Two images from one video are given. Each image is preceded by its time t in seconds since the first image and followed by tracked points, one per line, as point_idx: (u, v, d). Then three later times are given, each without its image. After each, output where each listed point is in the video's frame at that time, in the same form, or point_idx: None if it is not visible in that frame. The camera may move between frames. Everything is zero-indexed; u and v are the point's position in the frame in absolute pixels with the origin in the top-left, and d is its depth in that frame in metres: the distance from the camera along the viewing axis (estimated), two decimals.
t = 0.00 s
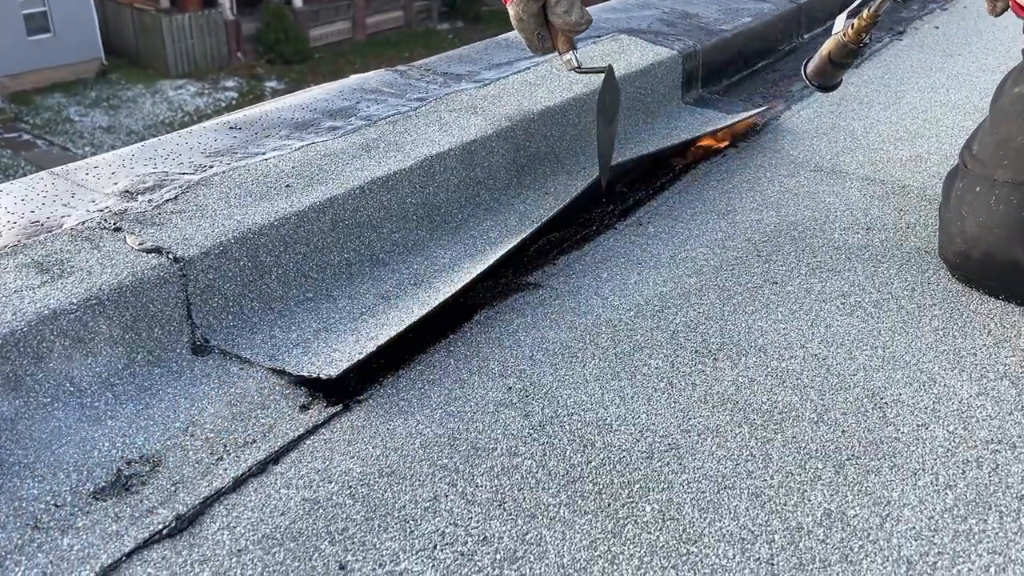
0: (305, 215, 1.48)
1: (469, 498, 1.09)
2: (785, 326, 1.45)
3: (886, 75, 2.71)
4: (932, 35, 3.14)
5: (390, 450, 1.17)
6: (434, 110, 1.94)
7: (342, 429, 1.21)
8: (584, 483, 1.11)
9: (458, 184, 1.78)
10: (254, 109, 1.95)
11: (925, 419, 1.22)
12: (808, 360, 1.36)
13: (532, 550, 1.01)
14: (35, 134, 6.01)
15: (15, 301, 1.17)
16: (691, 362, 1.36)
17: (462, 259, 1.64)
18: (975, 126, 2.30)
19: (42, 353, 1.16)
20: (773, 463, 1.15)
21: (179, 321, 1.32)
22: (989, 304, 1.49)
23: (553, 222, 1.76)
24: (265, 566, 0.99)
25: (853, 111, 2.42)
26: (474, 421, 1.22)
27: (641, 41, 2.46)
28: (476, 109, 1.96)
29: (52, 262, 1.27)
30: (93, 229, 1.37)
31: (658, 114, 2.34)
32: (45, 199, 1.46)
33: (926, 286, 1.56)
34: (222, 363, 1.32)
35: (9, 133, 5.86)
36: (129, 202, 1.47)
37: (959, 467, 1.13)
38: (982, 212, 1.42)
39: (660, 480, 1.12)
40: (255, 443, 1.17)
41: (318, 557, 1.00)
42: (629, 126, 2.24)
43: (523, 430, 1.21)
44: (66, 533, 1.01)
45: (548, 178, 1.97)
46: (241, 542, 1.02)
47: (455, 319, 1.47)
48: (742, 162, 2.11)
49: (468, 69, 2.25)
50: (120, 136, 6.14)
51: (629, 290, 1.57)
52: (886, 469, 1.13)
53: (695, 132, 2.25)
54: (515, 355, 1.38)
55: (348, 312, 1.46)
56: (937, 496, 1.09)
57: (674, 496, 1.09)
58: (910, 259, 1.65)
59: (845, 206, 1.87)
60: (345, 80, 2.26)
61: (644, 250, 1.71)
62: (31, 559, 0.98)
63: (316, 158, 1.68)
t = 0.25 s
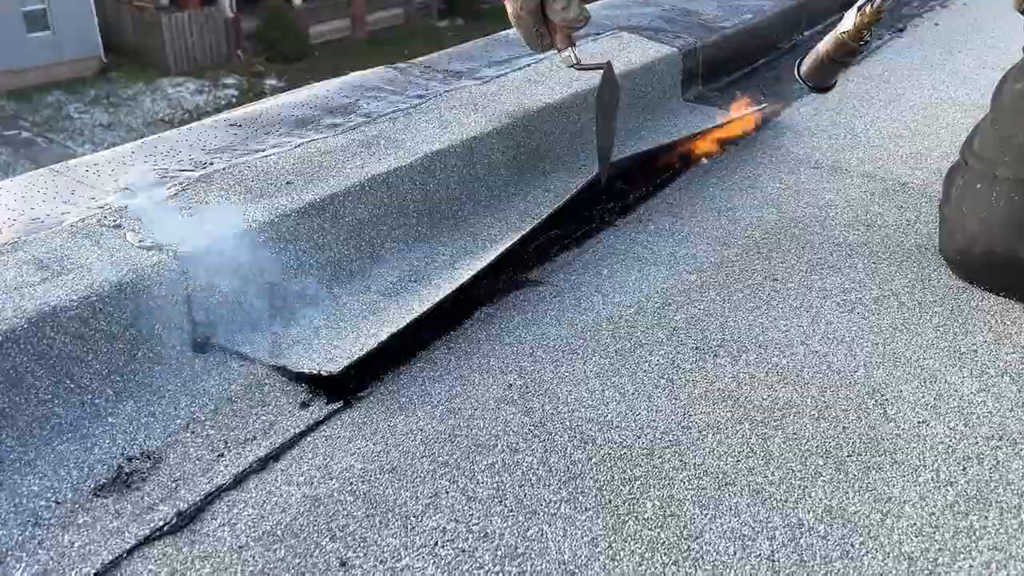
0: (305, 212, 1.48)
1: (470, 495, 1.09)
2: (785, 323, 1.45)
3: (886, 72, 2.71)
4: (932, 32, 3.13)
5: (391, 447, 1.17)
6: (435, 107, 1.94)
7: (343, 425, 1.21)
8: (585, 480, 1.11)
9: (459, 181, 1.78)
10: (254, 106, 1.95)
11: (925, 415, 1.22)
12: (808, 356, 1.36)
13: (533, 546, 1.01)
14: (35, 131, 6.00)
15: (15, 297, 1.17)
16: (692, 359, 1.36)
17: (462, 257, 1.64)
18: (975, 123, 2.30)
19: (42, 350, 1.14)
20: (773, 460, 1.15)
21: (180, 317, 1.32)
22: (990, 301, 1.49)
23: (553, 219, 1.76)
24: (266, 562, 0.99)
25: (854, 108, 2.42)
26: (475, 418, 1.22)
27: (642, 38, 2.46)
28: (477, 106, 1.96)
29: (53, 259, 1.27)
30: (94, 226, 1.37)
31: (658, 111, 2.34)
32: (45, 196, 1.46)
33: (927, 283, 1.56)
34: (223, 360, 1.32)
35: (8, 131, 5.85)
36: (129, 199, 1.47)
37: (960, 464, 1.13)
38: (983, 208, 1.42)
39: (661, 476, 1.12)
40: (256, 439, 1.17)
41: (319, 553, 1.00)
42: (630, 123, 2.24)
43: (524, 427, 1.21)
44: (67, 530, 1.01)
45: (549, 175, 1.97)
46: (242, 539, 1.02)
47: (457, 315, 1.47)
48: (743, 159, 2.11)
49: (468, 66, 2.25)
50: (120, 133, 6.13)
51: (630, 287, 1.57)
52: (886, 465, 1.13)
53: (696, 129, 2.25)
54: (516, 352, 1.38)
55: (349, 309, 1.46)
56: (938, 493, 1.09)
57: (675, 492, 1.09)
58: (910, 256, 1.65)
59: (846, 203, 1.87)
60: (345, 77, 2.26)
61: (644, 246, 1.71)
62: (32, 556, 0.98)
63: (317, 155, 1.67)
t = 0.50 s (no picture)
0: (302, 209, 1.48)
1: (466, 493, 1.08)
2: (783, 320, 1.44)
3: (886, 68, 2.70)
4: (932, 28, 3.12)
5: (387, 444, 1.17)
6: (433, 103, 1.94)
7: (340, 423, 1.21)
8: (582, 477, 1.11)
9: (456, 178, 1.77)
10: (251, 102, 1.94)
11: (924, 413, 1.22)
12: (806, 354, 1.35)
13: (529, 544, 1.01)
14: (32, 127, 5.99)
15: (10, 294, 1.16)
16: (689, 356, 1.35)
17: (459, 254, 1.63)
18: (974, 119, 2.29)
19: (37, 347, 1.14)
20: (771, 458, 1.14)
21: (175, 314, 1.31)
22: (988, 298, 1.49)
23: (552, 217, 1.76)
24: (261, 561, 0.98)
25: (853, 105, 2.41)
26: (472, 416, 1.22)
27: (641, 34, 2.45)
28: (474, 102, 1.95)
29: (47, 256, 1.26)
30: (89, 222, 1.37)
31: (657, 107, 2.33)
32: (41, 192, 1.46)
33: (925, 279, 1.56)
34: (219, 357, 1.31)
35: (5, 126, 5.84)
36: (125, 196, 1.47)
37: (958, 461, 1.13)
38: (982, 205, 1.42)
39: (658, 474, 1.12)
40: (252, 437, 1.17)
41: (314, 551, 1.00)
42: (628, 119, 2.23)
43: (520, 424, 1.20)
44: (61, 528, 1.01)
45: (547, 172, 1.96)
46: (237, 536, 1.01)
47: (454, 311, 1.46)
48: (741, 156, 2.10)
49: (466, 62, 2.24)
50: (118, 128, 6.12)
51: (628, 284, 1.56)
52: (884, 463, 1.13)
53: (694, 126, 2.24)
54: (513, 349, 1.38)
55: (346, 307, 1.45)
56: (935, 490, 1.08)
57: (672, 490, 1.09)
58: (909, 253, 1.65)
59: (844, 200, 1.87)
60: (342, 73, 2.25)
61: (642, 243, 1.71)
62: (26, 554, 0.97)
63: (314, 151, 1.67)
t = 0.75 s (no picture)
0: (302, 206, 1.47)
1: (466, 489, 1.08)
2: (783, 317, 1.44)
3: (885, 65, 2.70)
4: (931, 26, 3.12)
5: (387, 441, 1.17)
6: (433, 101, 1.93)
7: (340, 419, 1.21)
8: (582, 474, 1.11)
9: (456, 175, 1.77)
10: (251, 100, 1.94)
11: (923, 409, 1.22)
12: (806, 350, 1.35)
13: (529, 540, 1.01)
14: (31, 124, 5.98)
15: (10, 291, 1.16)
16: (690, 353, 1.35)
17: (460, 251, 1.63)
18: (974, 117, 2.29)
19: (37, 344, 1.14)
20: (771, 454, 1.14)
21: (175, 312, 1.31)
22: (988, 295, 1.49)
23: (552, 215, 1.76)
24: (262, 557, 0.98)
25: (853, 102, 2.41)
26: (472, 413, 1.22)
27: (641, 32, 2.45)
28: (474, 99, 1.95)
29: (48, 253, 1.26)
30: (89, 220, 1.36)
31: (658, 104, 2.33)
32: (40, 189, 1.46)
33: (925, 276, 1.56)
34: (219, 354, 1.31)
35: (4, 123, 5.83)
36: (125, 193, 1.47)
37: (958, 458, 1.13)
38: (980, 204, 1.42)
39: (658, 470, 1.12)
40: (252, 434, 1.17)
41: (315, 548, 1.00)
42: (629, 117, 2.23)
43: (521, 421, 1.20)
44: (62, 525, 1.01)
45: (547, 169, 1.96)
46: (238, 533, 1.01)
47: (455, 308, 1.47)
48: (741, 153, 2.10)
49: (466, 59, 2.24)
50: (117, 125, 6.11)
51: (628, 281, 1.56)
52: (884, 459, 1.13)
53: (694, 124, 2.24)
54: (514, 346, 1.38)
55: (346, 304, 1.45)
56: (936, 487, 1.09)
57: (672, 486, 1.09)
58: (909, 250, 1.65)
59: (844, 197, 1.87)
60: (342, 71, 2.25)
61: (643, 240, 1.71)
62: (27, 551, 0.98)
63: (314, 149, 1.67)
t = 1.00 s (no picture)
0: (301, 204, 1.48)
1: (465, 487, 1.09)
2: (782, 315, 1.44)
3: (884, 63, 2.70)
4: (931, 23, 3.12)
5: (386, 439, 1.17)
6: (432, 98, 1.94)
7: (340, 417, 1.21)
8: (580, 472, 1.11)
9: (455, 173, 1.77)
10: (251, 98, 1.94)
11: (921, 407, 1.22)
12: (804, 348, 1.36)
13: (528, 538, 1.01)
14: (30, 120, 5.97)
15: (9, 289, 1.16)
16: (688, 350, 1.36)
17: (459, 249, 1.63)
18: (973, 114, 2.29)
19: (36, 342, 1.14)
20: (769, 452, 1.15)
21: (175, 310, 1.32)
22: (986, 293, 1.49)
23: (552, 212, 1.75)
24: (261, 555, 0.99)
25: (852, 100, 2.41)
26: (471, 411, 1.22)
27: (640, 29, 2.45)
28: (473, 97, 1.95)
29: (47, 251, 1.27)
30: (88, 218, 1.37)
31: (657, 102, 2.33)
32: (40, 188, 1.46)
33: (924, 274, 1.56)
34: (218, 352, 1.31)
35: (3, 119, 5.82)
36: (124, 191, 1.47)
37: (955, 455, 1.14)
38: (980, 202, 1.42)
39: (656, 468, 1.12)
40: (251, 432, 1.17)
41: (314, 546, 1.00)
42: (628, 114, 2.23)
43: (519, 419, 1.21)
44: (62, 523, 1.01)
45: (546, 167, 1.96)
46: (237, 531, 1.02)
47: (454, 305, 1.47)
48: (740, 151, 2.10)
49: (465, 57, 2.24)
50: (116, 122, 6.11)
51: (627, 278, 1.56)
52: (882, 457, 1.13)
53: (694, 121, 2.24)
54: (512, 344, 1.38)
55: (345, 302, 1.46)
56: (933, 484, 1.09)
57: (670, 484, 1.09)
58: (907, 247, 1.65)
59: (843, 195, 1.87)
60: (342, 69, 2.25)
61: (641, 238, 1.71)
62: (27, 548, 0.98)
63: (313, 147, 1.67)
